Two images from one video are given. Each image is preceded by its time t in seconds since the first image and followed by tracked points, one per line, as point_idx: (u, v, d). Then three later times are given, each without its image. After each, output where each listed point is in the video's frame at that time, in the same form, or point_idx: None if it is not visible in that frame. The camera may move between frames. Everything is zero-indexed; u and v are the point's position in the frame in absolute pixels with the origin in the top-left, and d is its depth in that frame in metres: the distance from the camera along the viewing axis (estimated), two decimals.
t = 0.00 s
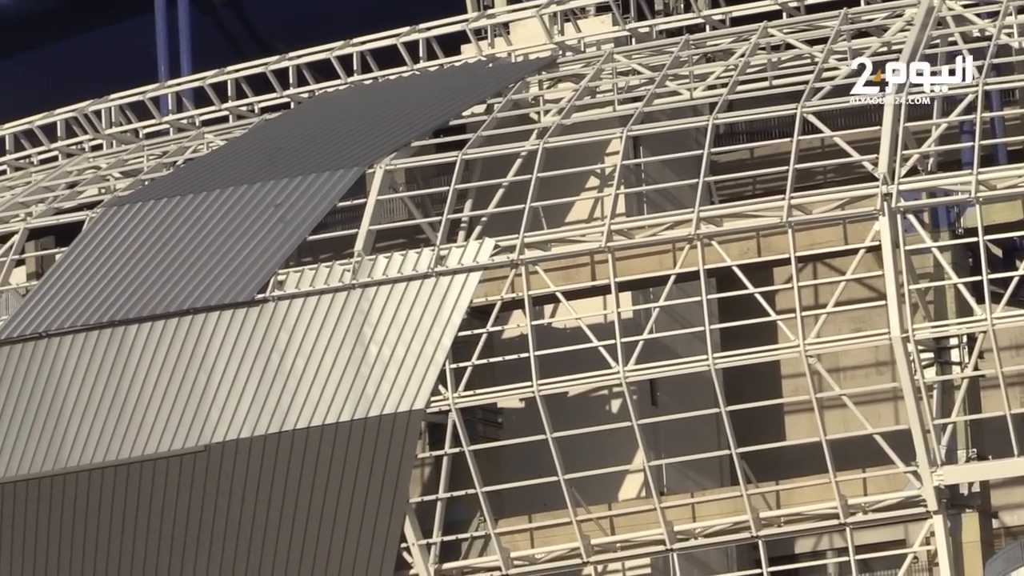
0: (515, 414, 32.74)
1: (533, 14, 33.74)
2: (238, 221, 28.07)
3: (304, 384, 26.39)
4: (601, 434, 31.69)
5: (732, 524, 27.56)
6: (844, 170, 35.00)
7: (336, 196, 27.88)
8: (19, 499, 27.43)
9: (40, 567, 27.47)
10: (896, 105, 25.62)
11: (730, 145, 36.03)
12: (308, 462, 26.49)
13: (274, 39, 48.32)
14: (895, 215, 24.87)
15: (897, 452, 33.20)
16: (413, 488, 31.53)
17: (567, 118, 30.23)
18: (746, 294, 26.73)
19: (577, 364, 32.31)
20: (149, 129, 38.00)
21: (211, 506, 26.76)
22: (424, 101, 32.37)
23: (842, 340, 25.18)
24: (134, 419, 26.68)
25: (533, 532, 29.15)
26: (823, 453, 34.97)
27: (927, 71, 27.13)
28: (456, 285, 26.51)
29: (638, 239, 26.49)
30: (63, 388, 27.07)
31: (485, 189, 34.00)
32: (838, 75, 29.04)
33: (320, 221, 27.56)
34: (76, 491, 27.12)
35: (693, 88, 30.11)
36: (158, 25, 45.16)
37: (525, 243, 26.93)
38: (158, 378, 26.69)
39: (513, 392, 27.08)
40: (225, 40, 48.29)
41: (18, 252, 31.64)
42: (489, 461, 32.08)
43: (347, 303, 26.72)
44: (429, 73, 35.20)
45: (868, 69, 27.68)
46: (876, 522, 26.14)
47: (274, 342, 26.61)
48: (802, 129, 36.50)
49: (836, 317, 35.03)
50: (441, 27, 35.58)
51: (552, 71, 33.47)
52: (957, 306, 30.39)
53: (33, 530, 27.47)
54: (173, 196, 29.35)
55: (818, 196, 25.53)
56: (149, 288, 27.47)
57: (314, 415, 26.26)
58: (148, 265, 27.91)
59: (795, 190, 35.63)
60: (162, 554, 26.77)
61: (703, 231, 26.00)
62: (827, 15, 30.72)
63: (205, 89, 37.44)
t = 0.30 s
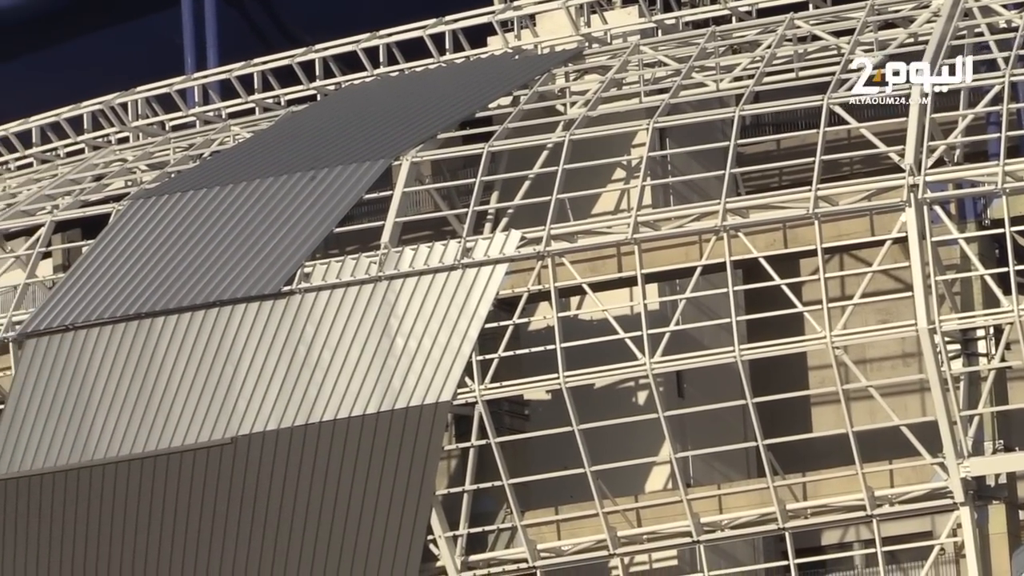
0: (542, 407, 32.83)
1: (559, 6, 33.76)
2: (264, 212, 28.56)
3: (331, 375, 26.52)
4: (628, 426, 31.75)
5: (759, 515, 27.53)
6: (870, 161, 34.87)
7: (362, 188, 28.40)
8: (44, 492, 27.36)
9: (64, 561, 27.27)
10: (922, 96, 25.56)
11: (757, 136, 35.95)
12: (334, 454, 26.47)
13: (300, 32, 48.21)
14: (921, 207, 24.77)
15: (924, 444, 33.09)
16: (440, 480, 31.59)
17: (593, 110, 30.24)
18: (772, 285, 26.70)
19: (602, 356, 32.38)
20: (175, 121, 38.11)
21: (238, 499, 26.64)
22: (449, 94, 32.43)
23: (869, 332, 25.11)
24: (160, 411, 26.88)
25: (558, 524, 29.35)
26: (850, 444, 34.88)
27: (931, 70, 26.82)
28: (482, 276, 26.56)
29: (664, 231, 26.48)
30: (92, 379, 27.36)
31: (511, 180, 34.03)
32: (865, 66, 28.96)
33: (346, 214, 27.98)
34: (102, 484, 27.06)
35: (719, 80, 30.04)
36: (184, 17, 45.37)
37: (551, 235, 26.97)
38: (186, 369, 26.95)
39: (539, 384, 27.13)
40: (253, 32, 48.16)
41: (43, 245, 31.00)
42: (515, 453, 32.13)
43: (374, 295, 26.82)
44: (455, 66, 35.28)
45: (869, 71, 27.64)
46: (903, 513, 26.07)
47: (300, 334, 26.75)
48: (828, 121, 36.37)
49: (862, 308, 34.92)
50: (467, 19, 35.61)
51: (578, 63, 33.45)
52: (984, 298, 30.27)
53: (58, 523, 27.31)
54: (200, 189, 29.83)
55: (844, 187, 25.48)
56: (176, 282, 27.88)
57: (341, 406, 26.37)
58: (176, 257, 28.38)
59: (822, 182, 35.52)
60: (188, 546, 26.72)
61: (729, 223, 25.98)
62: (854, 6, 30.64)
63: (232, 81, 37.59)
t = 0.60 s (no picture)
0: (561, 402, 32.95)
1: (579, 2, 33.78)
2: (283, 207, 28.74)
3: (350, 371, 26.62)
4: (647, 421, 31.80)
5: (778, 511, 27.52)
6: (890, 156, 34.81)
7: (381, 184, 28.58)
8: (65, 487, 27.57)
9: (83, 557, 27.35)
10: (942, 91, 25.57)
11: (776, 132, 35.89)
12: (354, 451, 26.59)
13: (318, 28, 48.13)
14: (941, 202, 24.78)
15: (943, 439, 33.04)
16: (459, 476, 31.64)
17: (612, 105, 30.26)
18: (792, 281, 26.68)
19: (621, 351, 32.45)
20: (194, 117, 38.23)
21: (258, 495, 26.75)
22: (468, 89, 32.40)
23: (888, 327, 25.09)
24: (179, 407, 27.04)
25: (578, 520, 29.17)
26: (870, 440, 34.84)
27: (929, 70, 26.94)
28: (501, 272, 26.56)
29: (683, 226, 26.50)
30: (111, 375, 27.47)
31: (530, 175, 34.08)
32: (884, 61, 28.93)
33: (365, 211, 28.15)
34: (122, 479, 27.18)
35: (738, 75, 30.01)
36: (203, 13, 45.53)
37: (571, 231, 27.01)
38: (205, 364, 27.09)
39: (559, 379, 27.16)
40: (271, 28, 48.42)
41: (63, 241, 31.28)
42: (535, 448, 32.19)
43: (392, 291, 26.85)
44: (474, 61, 35.34)
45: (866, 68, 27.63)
46: (922, 509, 26.05)
47: (320, 330, 26.84)
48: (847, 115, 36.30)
49: (881, 303, 34.86)
50: (486, 15, 35.65)
51: (597, 58, 33.43)
52: (1003, 293, 30.22)
53: (78, 518, 27.44)
54: (219, 185, 29.98)
55: (864, 182, 25.47)
56: (196, 277, 28.01)
57: (361, 401, 26.47)
58: (195, 253, 28.52)
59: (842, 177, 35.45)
60: (208, 542, 26.86)
61: (748, 218, 25.98)
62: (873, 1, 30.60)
63: (251, 77, 37.72)
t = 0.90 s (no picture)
0: (583, 397, 33.16)
1: None
2: (306, 205, 28.91)
3: (372, 367, 26.71)
4: (671, 416, 31.94)
5: (801, 506, 27.48)
6: (912, 151, 34.73)
7: (403, 179, 28.72)
8: (87, 482, 27.57)
9: (106, 553, 27.37)
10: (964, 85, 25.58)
11: (798, 127, 35.85)
12: (376, 446, 26.58)
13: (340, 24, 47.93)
14: (963, 197, 24.70)
15: (966, 434, 32.96)
16: (481, 471, 31.71)
17: (634, 100, 30.27)
18: (815, 275, 26.44)
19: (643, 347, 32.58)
20: (216, 113, 38.30)
21: (280, 491, 26.75)
22: (490, 86, 32.40)
23: (911, 322, 25.04)
24: (201, 402, 27.15)
25: (600, 516, 29.41)
26: (893, 435, 34.79)
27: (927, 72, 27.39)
28: (523, 268, 26.81)
29: (706, 221, 26.51)
30: (135, 370, 27.62)
31: (552, 171, 34.13)
32: (906, 56, 28.91)
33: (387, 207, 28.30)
34: (144, 475, 27.17)
35: (760, 70, 29.99)
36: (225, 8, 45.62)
37: (593, 226, 27.06)
38: (227, 360, 27.20)
39: (581, 374, 27.15)
40: (292, 22, 47.99)
41: (84, 237, 31.34)
42: (556, 444, 32.22)
43: (415, 287, 27.04)
44: (495, 57, 35.40)
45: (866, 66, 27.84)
46: (945, 503, 26.00)
47: (342, 326, 26.97)
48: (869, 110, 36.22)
49: (904, 298, 34.79)
50: (508, 10, 35.69)
51: (619, 54, 33.42)
52: None
53: (101, 515, 27.42)
54: (241, 182, 30.17)
55: (886, 177, 25.42)
56: (218, 273, 28.18)
57: (384, 396, 26.51)
58: (217, 249, 28.68)
59: (864, 172, 35.38)
60: (231, 537, 26.83)
61: (770, 213, 25.98)
62: None
63: (273, 73, 37.83)
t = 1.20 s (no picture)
0: (612, 392, 33.29)
1: None
2: (335, 203, 29.06)
3: (401, 363, 26.85)
4: (700, 411, 31.96)
5: (830, 501, 27.47)
6: (941, 146, 34.63)
7: (432, 174, 28.86)
8: (117, 478, 27.81)
9: (136, 549, 27.61)
10: (992, 80, 25.62)
11: (826, 122, 35.83)
12: (405, 444, 26.66)
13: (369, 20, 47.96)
14: (992, 191, 24.68)
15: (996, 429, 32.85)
16: (511, 467, 31.83)
17: (663, 95, 30.29)
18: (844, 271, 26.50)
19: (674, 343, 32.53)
20: (245, 109, 38.49)
21: (309, 488, 26.94)
22: (518, 81, 32.42)
23: (940, 317, 24.99)
24: (230, 399, 27.36)
25: (630, 510, 29.41)
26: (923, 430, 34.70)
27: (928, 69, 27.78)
28: (553, 263, 26.86)
29: (735, 216, 26.55)
30: (164, 366, 27.87)
31: (581, 166, 34.21)
32: (935, 51, 28.86)
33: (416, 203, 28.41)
34: (174, 472, 27.42)
35: (789, 65, 29.98)
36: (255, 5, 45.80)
37: (622, 221, 27.13)
38: (257, 356, 27.38)
39: (610, 369, 27.19)
40: (320, 17, 47.85)
41: (115, 233, 31.58)
42: (585, 439, 32.28)
43: (444, 282, 27.12)
44: (524, 52, 35.45)
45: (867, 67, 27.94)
46: (975, 499, 25.95)
47: (371, 322, 27.10)
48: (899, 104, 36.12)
49: (934, 293, 34.70)
50: (537, 6, 35.74)
51: (647, 48, 33.59)
52: None
53: (131, 510, 27.73)
54: (270, 178, 30.32)
55: (915, 172, 25.40)
56: (248, 269, 28.35)
57: (413, 392, 26.70)
58: (245, 246, 28.87)
59: (893, 166, 35.31)
60: (260, 534, 27.01)
61: (799, 208, 26.02)
62: None
63: (302, 69, 38.01)
